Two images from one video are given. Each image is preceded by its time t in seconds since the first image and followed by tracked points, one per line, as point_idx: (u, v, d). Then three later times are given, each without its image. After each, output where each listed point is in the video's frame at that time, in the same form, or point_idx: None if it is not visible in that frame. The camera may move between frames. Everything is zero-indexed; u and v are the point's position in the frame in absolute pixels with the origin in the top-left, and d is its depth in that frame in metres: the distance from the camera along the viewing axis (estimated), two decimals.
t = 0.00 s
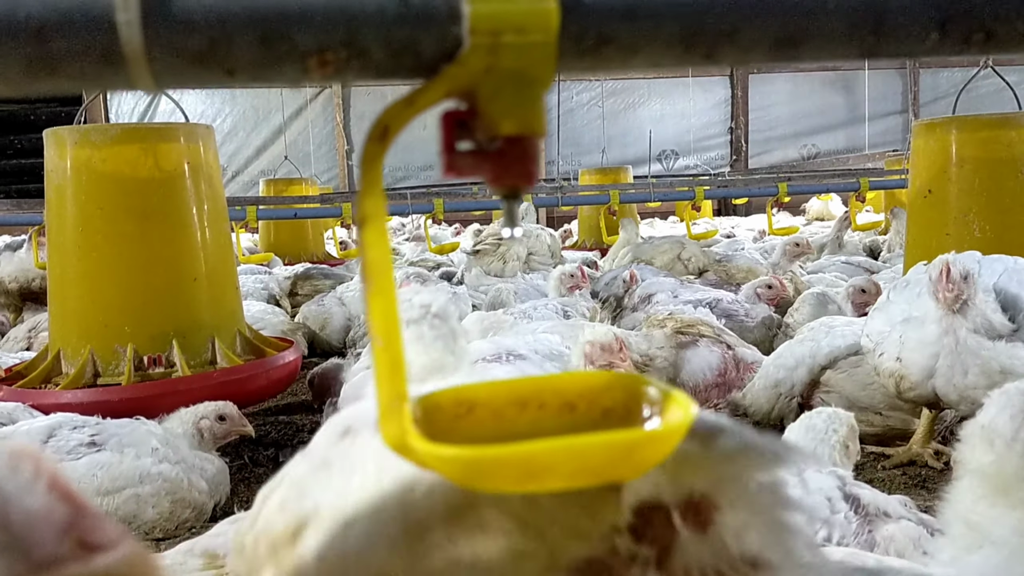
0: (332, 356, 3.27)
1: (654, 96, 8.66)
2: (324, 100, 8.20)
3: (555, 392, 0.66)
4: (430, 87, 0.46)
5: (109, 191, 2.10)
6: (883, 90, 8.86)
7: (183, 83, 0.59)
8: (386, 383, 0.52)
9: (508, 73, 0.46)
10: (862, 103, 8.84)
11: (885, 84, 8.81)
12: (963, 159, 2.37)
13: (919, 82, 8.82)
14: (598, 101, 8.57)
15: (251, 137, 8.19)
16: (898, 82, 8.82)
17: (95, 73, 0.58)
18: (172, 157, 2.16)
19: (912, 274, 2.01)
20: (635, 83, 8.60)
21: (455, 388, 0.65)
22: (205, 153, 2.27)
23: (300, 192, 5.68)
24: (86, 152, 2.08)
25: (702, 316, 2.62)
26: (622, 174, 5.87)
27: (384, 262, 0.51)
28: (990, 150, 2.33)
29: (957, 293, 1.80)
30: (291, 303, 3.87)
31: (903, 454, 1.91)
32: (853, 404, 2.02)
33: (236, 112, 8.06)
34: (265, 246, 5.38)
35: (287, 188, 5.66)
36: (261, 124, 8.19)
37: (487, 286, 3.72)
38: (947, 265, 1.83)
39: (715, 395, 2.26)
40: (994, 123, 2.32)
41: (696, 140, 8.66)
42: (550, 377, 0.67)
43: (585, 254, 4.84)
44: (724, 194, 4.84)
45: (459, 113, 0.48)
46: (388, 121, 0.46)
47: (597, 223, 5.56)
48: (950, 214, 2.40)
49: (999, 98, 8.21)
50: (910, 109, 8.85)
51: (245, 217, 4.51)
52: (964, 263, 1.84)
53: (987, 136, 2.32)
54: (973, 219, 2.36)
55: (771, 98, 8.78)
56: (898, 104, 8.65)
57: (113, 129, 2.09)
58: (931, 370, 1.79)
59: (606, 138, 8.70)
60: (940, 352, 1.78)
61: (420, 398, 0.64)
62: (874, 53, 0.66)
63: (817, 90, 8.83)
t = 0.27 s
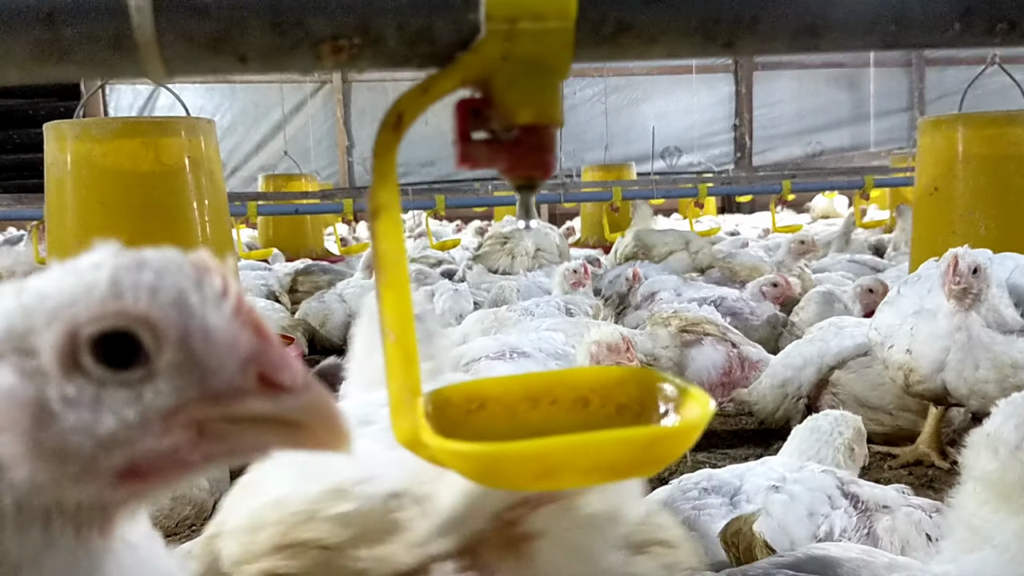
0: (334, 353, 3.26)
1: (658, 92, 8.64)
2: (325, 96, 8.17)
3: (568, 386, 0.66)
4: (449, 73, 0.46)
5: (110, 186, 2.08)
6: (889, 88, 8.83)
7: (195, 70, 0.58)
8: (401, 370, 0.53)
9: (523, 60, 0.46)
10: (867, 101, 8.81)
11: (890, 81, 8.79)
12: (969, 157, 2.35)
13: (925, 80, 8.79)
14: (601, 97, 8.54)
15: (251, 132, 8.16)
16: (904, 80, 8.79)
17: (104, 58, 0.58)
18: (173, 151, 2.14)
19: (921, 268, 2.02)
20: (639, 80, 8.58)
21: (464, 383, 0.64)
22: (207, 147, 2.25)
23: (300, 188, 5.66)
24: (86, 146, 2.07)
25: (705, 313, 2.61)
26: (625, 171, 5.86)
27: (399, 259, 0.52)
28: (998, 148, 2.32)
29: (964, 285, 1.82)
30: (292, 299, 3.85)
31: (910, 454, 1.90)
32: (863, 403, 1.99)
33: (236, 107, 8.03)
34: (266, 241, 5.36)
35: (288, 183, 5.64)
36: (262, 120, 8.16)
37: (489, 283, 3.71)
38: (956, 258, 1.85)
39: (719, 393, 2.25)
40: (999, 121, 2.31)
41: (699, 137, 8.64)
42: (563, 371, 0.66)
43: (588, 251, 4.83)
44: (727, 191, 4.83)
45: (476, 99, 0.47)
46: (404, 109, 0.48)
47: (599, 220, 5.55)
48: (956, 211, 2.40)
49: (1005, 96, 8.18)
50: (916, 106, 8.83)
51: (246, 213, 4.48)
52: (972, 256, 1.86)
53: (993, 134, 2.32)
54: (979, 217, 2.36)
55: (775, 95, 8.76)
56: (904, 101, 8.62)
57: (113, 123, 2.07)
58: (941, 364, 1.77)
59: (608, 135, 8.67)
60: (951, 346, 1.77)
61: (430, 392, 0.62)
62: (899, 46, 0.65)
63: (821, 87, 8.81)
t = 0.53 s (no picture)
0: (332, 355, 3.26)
1: (659, 93, 8.66)
2: (325, 95, 8.16)
3: (557, 405, 0.82)
4: (435, 88, 0.74)
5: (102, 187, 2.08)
6: (891, 89, 8.80)
7: (176, 77, 0.77)
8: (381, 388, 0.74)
9: (506, 72, 0.73)
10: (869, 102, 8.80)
11: (893, 82, 8.77)
12: (970, 161, 2.35)
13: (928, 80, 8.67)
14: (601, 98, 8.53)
15: (250, 131, 8.15)
16: (907, 80, 8.77)
17: (87, 68, 0.76)
18: (166, 153, 2.14)
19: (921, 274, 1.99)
20: (640, 81, 8.61)
21: (457, 402, 0.82)
22: (200, 149, 2.24)
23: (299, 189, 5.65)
24: (78, 148, 2.06)
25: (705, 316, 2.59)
26: (625, 172, 5.85)
27: (377, 278, 0.75)
28: (997, 152, 2.32)
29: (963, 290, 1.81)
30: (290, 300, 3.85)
31: (909, 461, 1.89)
32: (863, 410, 2.01)
33: (235, 106, 8.02)
34: (264, 242, 5.36)
35: (287, 184, 5.64)
36: (261, 119, 8.15)
37: (488, 285, 3.71)
38: (953, 265, 1.83)
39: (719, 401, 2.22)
40: (1001, 125, 2.31)
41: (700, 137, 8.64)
42: (552, 392, 0.83)
43: (587, 253, 4.82)
44: (727, 193, 4.82)
45: (461, 118, 0.76)
46: (385, 123, 0.74)
47: (599, 222, 5.55)
48: (955, 215, 2.38)
49: (1009, 97, 8.16)
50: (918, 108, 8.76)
51: (243, 214, 4.48)
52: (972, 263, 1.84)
53: (994, 137, 2.32)
54: (980, 222, 2.35)
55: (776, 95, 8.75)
56: (907, 102, 8.60)
57: (105, 125, 2.07)
58: (940, 372, 1.77)
59: (609, 135, 8.67)
60: (950, 355, 1.77)
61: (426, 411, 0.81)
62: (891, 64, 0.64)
63: (823, 88, 8.80)
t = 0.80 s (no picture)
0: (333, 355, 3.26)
1: (659, 97, 8.69)
2: (328, 98, 8.21)
3: (557, 405, 0.65)
4: (433, 94, 0.46)
5: (110, 188, 2.09)
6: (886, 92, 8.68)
7: (173, 86, 0.56)
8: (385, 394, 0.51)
9: (511, 78, 0.45)
10: (866, 106, 8.68)
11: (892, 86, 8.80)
12: (967, 164, 2.35)
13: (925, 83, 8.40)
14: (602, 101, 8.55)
15: (254, 133, 8.19)
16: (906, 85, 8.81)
17: (84, 76, 0.55)
18: (174, 155, 2.15)
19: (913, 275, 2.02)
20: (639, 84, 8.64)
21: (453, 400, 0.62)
22: (207, 151, 2.25)
23: (302, 190, 5.67)
24: (87, 149, 2.07)
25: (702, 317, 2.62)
26: (626, 174, 5.87)
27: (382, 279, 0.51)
28: (994, 155, 2.32)
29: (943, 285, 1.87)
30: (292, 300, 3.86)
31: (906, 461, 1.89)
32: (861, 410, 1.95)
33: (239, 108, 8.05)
34: (268, 243, 5.37)
35: (290, 185, 5.65)
36: (265, 121, 8.18)
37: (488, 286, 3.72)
38: (933, 258, 1.90)
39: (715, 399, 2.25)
40: (998, 128, 2.31)
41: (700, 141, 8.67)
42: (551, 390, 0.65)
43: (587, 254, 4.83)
44: (727, 194, 4.83)
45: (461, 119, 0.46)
46: (387, 129, 0.47)
47: (599, 224, 5.56)
48: (953, 219, 2.39)
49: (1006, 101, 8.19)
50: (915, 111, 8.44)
51: (246, 214, 4.49)
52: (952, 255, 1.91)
53: (991, 141, 2.31)
54: (977, 224, 2.35)
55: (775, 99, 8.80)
56: (905, 106, 8.64)
57: (114, 127, 2.08)
58: (927, 362, 1.76)
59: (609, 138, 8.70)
60: (936, 343, 1.77)
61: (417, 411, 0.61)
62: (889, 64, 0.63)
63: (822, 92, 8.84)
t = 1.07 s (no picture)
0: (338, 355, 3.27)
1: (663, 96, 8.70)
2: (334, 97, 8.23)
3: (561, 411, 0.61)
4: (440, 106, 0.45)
5: (116, 190, 2.09)
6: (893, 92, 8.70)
7: (186, 100, 0.57)
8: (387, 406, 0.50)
9: (513, 93, 0.44)
10: (870, 106, 8.68)
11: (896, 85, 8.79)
12: (969, 166, 2.35)
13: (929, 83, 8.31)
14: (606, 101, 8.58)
15: (260, 133, 8.21)
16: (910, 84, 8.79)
17: (97, 90, 0.56)
18: (179, 156, 2.16)
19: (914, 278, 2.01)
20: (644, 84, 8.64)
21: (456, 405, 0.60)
22: (212, 152, 2.27)
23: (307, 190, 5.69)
24: (93, 151, 2.08)
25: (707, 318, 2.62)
26: (630, 174, 5.88)
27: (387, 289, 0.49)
28: (997, 158, 2.32)
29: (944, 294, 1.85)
30: (297, 300, 3.87)
31: (908, 463, 1.90)
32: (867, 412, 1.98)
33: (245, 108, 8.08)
34: (273, 242, 5.39)
35: (295, 185, 5.67)
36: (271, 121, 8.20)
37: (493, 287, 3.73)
38: (930, 265, 1.88)
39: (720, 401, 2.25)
40: (1000, 130, 2.31)
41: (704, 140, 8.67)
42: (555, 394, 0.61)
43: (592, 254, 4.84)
44: (731, 194, 4.83)
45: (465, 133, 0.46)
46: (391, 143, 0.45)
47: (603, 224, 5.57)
48: (955, 221, 2.39)
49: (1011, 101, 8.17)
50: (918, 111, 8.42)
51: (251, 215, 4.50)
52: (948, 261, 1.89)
53: (993, 143, 2.31)
54: (980, 226, 2.35)
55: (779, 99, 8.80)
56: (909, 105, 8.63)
57: (120, 129, 2.10)
58: (931, 370, 1.76)
59: (613, 137, 8.70)
60: (939, 352, 1.77)
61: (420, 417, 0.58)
62: (888, 74, 0.64)
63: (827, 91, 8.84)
